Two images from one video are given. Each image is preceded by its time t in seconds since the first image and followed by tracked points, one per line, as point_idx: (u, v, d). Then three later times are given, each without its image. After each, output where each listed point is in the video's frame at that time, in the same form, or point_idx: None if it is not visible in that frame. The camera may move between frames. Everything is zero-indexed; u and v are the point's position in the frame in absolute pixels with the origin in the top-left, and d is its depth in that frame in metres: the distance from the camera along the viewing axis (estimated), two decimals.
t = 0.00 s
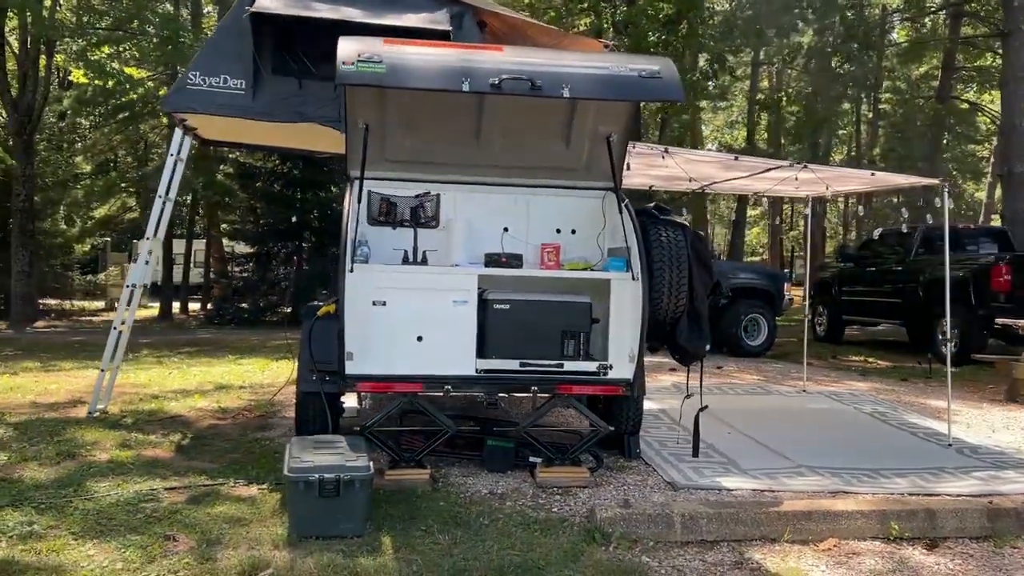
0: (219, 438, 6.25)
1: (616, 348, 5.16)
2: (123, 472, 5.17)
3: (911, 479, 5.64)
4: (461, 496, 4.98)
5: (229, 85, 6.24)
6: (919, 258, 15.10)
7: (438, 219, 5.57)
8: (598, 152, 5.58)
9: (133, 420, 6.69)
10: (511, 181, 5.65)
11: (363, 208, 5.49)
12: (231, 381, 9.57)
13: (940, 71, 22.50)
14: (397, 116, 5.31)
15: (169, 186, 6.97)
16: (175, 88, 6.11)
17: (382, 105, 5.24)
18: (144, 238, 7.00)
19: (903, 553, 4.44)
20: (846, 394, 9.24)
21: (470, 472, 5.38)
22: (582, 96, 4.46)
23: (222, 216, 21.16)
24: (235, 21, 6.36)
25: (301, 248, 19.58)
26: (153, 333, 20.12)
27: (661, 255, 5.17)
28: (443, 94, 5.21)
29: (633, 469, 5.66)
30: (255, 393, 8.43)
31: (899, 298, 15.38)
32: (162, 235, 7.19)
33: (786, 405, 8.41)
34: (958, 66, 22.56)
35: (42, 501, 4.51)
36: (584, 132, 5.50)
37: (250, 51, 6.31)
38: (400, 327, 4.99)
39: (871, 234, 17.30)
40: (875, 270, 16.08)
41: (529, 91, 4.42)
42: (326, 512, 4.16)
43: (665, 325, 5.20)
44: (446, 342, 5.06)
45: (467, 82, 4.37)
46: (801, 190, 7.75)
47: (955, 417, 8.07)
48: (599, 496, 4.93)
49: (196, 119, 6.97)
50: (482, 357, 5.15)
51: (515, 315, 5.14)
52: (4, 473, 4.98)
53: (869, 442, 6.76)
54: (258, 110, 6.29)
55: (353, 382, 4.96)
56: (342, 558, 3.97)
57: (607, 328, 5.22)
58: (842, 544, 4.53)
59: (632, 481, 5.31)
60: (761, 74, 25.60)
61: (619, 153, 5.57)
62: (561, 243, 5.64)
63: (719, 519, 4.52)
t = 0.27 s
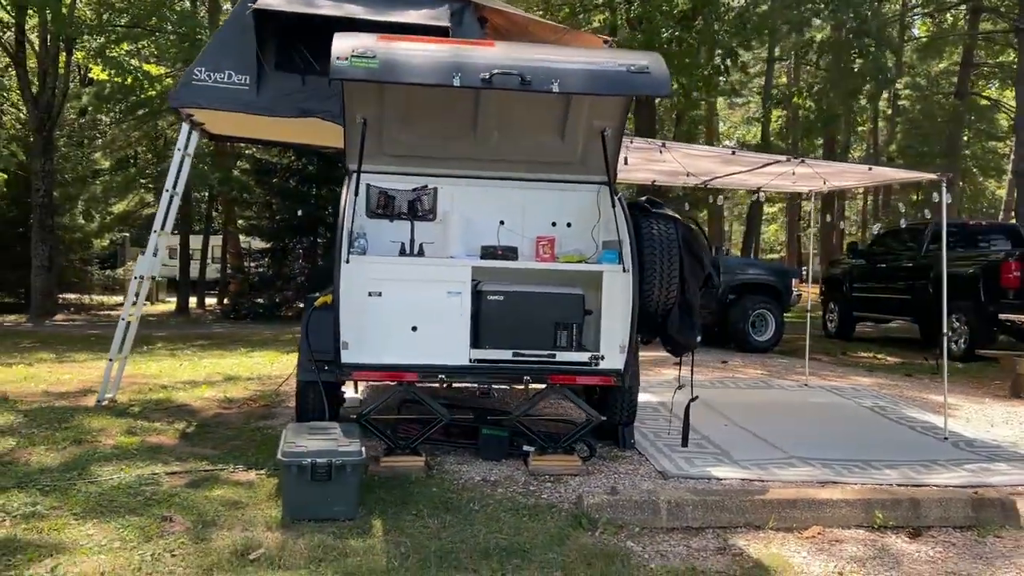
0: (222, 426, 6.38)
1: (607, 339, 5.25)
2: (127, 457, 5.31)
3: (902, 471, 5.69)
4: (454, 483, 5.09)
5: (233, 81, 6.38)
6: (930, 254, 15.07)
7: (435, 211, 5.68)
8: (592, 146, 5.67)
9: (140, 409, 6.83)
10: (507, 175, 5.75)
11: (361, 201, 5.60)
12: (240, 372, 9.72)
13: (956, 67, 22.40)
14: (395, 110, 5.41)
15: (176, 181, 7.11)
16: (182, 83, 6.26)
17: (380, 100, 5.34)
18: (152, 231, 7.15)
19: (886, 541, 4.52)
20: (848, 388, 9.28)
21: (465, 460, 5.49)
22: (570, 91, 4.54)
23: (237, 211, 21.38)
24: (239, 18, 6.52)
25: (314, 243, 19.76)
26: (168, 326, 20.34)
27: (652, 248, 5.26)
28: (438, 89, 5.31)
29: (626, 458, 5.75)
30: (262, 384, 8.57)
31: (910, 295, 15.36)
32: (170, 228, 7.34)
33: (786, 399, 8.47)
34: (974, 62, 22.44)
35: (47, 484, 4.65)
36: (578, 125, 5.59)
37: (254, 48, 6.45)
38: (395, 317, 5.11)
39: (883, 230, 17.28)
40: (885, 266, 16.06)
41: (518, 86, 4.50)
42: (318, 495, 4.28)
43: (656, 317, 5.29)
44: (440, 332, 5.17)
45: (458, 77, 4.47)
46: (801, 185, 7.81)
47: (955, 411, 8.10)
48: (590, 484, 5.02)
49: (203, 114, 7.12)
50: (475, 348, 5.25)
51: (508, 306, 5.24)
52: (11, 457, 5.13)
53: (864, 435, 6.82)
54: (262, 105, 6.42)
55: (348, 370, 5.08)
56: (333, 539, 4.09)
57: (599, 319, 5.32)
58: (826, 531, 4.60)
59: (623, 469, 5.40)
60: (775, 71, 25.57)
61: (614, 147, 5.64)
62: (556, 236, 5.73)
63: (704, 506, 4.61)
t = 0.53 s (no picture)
0: (225, 418, 6.50)
1: (600, 334, 5.32)
2: (129, 447, 5.43)
3: (895, 466, 5.73)
4: (447, 474, 5.17)
5: (236, 78, 6.49)
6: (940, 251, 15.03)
7: (432, 208, 5.76)
8: (587, 142, 5.73)
9: (146, 400, 6.96)
10: (504, 172, 5.83)
11: (359, 197, 5.69)
12: (248, 366, 9.85)
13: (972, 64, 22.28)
14: (392, 107, 5.50)
15: (181, 175, 7.24)
16: (186, 81, 6.38)
17: (377, 97, 5.43)
18: (158, 225, 7.27)
19: (872, 534, 4.57)
20: (851, 385, 9.30)
21: (460, 453, 5.57)
22: (562, 89, 4.60)
23: (252, 207, 21.58)
24: (242, 16, 6.62)
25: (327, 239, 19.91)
26: (183, 321, 20.57)
27: (645, 245, 5.31)
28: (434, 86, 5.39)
29: (621, 452, 5.82)
30: (268, 378, 8.69)
31: (920, 292, 15.32)
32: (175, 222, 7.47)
33: (787, 395, 8.50)
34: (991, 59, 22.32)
35: (49, 472, 4.78)
36: (574, 122, 5.66)
37: (258, 45, 6.56)
38: (391, 311, 5.20)
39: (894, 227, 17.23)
40: (896, 264, 16.02)
41: (510, 83, 4.56)
42: (311, 485, 4.37)
43: (649, 312, 5.34)
44: (435, 326, 5.25)
45: (450, 74, 4.53)
46: (802, 182, 7.85)
47: (956, 408, 8.11)
48: (580, 476, 5.10)
49: (209, 111, 7.24)
50: (470, 341, 5.33)
51: (503, 301, 5.32)
52: (17, 446, 5.26)
53: (861, 431, 6.85)
54: (265, 102, 6.54)
55: (343, 363, 5.16)
56: (324, 527, 4.18)
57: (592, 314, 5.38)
58: (812, 524, 4.66)
59: (616, 462, 5.47)
60: (790, 67, 25.50)
61: (609, 145, 5.70)
62: (552, 232, 5.80)
63: (692, 498, 4.67)
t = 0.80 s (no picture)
0: (227, 410, 6.57)
1: (595, 328, 5.35)
2: (130, 438, 5.50)
3: (891, 461, 5.72)
4: (443, 467, 5.22)
5: (240, 74, 6.56)
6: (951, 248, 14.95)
7: (430, 202, 5.81)
8: (586, 139, 5.73)
9: (150, 393, 7.04)
10: (502, 166, 5.87)
11: (359, 191, 5.74)
12: (255, 360, 9.92)
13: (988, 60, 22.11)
14: (390, 102, 5.54)
15: (186, 170, 7.33)
16: (191, 77, 6.46)
17: (375, 92, 5.47)
18: (163, 219, 7.36)
19: (862, 528, 4.58)
20: (856, 381, 9.28)
21: (457, 445, 5.61)
22: (554, 84, 4.62)
23: (264, 203, 21.70)
24: (244, 11, 6.64)
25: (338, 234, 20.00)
26: (197, 315, 20.71)
27: (640, 240, 5.34)
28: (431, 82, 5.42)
29: (617, 445, 5.85)
30: (274, 371, 8.75)
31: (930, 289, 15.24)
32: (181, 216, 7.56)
33: (790, 390, 8.50)
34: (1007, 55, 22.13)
35: (50, 461, 4.86)
36: (572, 119, 5.65)
37: (260, 41, 6.61)
38: (388, 305, 5.25)
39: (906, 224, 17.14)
40: (907, 260, 15.95)
41: (503, 78, 4.59)
42: (304, 475, 4.43)
43: (644, 306, 5.38)
44: (431, 320, 5.30)
45: (444, 70, 4.57)
46: (805, 177, 7.84)
47: (960, 405, 8.08)
48: (574, 469, 5.13)
49: (214, 106, 7.31)
50: (466, 335, 5.37)
51: (499, 295, 5.35)
52: (19, 436, 5.34)
53: (862, 427, 6.84)
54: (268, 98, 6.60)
55: (340, 356, 5.22)
56: (316, 517, 4.24)
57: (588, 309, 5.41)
58: (803, 518, 4.67)
59: (611, 456, 5.50)
60: (806, 63, 25.38)
61: (606, 139, 5.72)
62: (550, 227, 5.84)
63: (683, 491, 4.69)
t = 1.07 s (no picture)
0: (223, 405, 6.61)
1: (586, 323, 5.34)
2: (123, 432, 5.54)
3: (884, 459, 5.69)
4: (432, 462, 5.22)
5: (236, 70, 6.59)
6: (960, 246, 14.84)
7: (423, 198, 5.82)
8: (578, 133, 5.71)
9: (148, 387, 7.09)
10: (494, 162, 5.86)
11: (351, 187, 5.75)
12: (257, 356, 9.97)
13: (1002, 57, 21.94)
14: (382, 98, 5.55)
15: (184, 166, 7.37)
16: (188, 74, 6.50)
17: (367, 88, 5.48)
18: (161, 215, 7.41)
19: (849, 525, 4.55)
20: (858, 379, 9.22)
21: (448, 440, 5.61)
22: (541, 79, 4.61)
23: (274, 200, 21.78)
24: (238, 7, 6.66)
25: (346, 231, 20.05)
26: (207, 313, 20.82)
27: (630, 235, 5.33)
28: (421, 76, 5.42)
29: (609, 442, 5.84)
30: (274, 367, 8.79)
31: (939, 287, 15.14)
32: (179, 213, 7.60)
33: (790, 388, 8.46)
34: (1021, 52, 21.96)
35: (41, 454, 4.90)
36: (563, 112, 5.64)
37: (256, 38, 6.63)
38: (378, 300, 5.25)
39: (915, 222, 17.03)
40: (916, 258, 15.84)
41: (489, 73, 4.59)
42: (290, 469, 4.45)
43: (635, 301, 5.37)
44: (421, 315, 5.30)
45: (430, 65, 4.58)
46: (806, 173, 7.79)
47: (961, 403, 8.02)
48: (562, 464, 5.13)
49: (213, 103, 7.36)
50: (456, 330, 5.38)
51: (489, 291, 5.35)
52: (13, 429, 5.39)
53: (859, 424, 6.80)
54: (264, 95, 6.62)
55: (330, 350, 5.24)
56: (300, 511, 4.26)
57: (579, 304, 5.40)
58: (790, 515, 4.65)
59: (602, 452, 5.50)
60: (819, 60, 25.22)
61: (599, 135, 5.69)
62: (542, 223, 5.82)
63: (670, 486, 4.68)
